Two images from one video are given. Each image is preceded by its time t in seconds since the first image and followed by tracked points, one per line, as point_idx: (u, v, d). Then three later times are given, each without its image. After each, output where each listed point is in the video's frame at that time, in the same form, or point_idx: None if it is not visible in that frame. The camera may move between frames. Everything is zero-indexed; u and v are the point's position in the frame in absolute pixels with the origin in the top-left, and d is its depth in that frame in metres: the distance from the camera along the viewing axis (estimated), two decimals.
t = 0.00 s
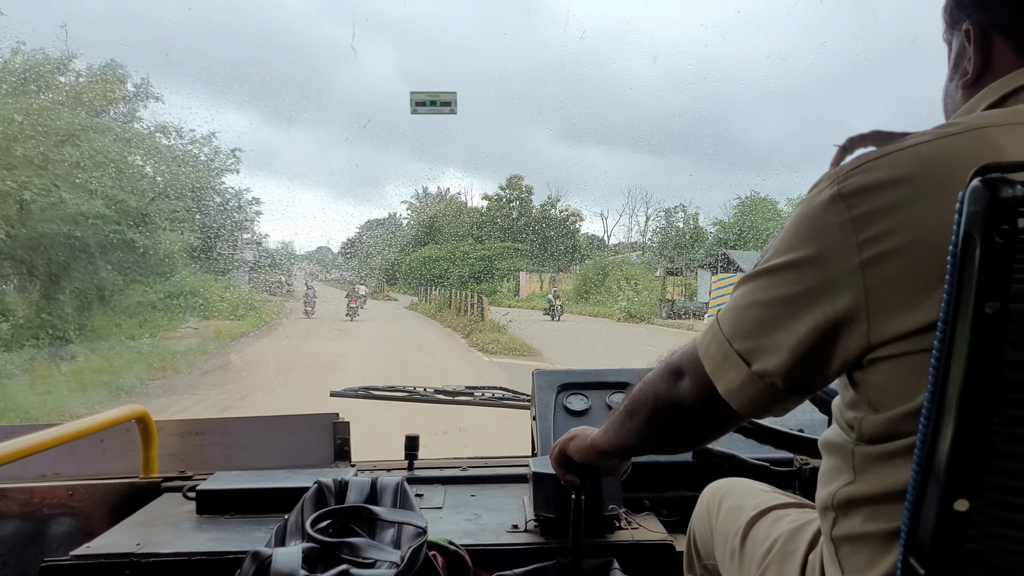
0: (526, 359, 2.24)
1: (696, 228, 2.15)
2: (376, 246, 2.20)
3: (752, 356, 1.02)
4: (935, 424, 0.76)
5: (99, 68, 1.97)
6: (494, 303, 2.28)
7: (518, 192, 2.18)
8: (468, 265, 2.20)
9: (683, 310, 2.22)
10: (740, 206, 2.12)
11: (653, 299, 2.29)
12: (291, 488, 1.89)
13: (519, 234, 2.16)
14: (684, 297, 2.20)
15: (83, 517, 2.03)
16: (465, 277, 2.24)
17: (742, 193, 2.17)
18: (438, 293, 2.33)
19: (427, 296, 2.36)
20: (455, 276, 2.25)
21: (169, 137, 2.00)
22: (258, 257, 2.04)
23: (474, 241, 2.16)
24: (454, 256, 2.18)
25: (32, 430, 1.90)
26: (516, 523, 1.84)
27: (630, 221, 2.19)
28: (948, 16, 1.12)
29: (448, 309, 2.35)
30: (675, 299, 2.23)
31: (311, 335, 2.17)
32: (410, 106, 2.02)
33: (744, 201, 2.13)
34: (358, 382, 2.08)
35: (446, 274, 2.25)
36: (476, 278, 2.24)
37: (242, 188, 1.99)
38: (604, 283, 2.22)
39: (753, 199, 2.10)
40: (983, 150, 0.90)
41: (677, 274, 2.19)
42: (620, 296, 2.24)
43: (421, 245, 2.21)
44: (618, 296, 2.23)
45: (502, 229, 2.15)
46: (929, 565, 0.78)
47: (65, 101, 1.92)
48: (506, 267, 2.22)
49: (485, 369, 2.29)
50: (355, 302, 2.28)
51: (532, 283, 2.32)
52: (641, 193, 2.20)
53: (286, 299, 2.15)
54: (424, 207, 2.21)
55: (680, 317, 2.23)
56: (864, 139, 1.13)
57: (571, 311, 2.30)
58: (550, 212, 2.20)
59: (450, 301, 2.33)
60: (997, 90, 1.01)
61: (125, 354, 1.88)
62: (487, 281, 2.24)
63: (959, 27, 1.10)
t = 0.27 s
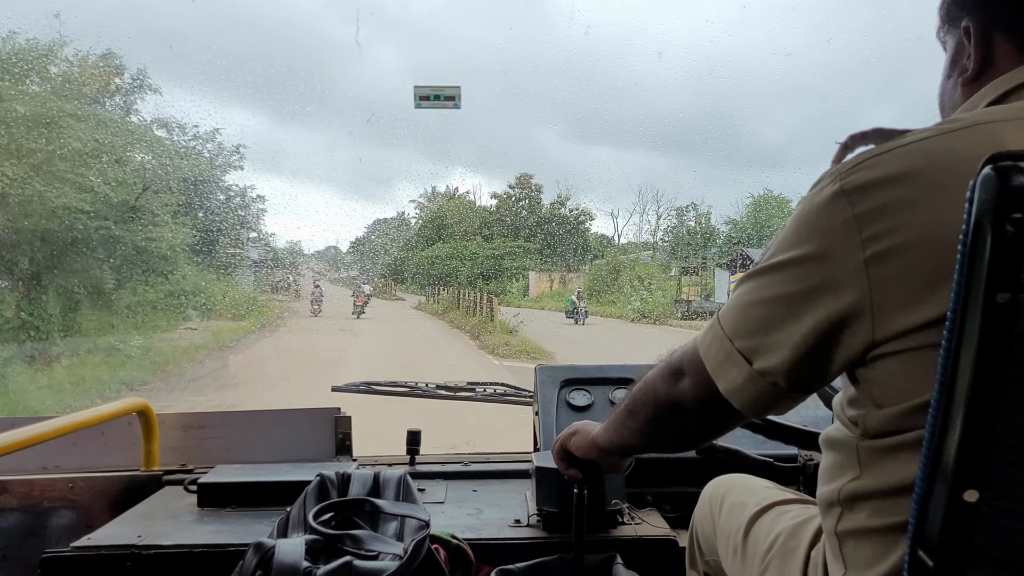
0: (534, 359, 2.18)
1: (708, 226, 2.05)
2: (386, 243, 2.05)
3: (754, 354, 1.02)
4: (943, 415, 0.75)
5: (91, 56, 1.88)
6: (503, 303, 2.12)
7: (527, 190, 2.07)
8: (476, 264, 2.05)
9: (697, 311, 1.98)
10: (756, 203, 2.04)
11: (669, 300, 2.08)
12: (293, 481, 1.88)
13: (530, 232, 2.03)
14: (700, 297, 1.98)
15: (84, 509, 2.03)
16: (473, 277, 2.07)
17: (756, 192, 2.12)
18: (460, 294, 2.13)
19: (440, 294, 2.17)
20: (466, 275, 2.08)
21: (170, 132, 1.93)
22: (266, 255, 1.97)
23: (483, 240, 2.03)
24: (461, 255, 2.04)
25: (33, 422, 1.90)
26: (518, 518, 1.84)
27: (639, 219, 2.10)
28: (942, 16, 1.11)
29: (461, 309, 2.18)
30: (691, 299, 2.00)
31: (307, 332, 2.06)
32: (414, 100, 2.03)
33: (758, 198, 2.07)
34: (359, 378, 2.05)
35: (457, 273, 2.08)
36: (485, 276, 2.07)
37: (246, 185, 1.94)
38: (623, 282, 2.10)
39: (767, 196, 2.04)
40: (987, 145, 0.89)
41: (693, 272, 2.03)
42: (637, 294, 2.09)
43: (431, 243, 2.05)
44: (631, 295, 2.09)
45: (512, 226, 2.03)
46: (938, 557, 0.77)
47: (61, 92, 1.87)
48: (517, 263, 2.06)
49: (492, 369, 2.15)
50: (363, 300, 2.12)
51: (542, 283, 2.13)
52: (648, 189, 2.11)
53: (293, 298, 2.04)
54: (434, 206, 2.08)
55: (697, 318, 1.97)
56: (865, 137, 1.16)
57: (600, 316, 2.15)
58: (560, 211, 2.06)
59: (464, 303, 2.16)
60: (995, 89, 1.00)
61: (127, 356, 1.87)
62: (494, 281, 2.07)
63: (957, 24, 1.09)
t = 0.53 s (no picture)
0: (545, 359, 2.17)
1: (723, 227, 2.00)
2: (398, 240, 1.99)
3: (760, 358, 1.01)
4: (949, 419, 0.76)
5: (87, 48, 1.87)
6: (516, 305, 2.03)
7: (539, 190, 2.04)
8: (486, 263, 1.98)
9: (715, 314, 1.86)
10: (769, 205, 2.02)
11: (687, 303, 1.97)
12: (300, 478, 1.90)
13: (542, 233, 2.00)
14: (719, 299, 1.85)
15: (92, 504, 2.05)
16: (484, 279, 2.00)
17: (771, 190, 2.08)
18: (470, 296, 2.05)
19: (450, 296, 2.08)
20: (476, 277, 2.01)
21: (175, 130, 1.91)
22: (275, 255, 1.96)
23: (494, 239, 1.98)
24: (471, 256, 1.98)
25: (42, 418, 1.92)
26: (523, 516, 1.85)
27: (651, 219, 2.07)
28: (936, 27, 1.13)
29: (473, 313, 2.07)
30: (709, 302, 1.87)
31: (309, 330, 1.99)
32: (420, 99, 2.03)
33: (773, 199, 2.04)
34: (365, 375, 2.07)
35: (466, 274, 2.02)
36: (496, 277, 2.00)
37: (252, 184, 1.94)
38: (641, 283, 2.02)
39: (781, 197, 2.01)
40: (994, 151, 0.89)
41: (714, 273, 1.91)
42: (656, 295, 2.00)
43: (439, 244, 2.00)
44: (648, 295, 2.00)
45: (519, 227, 1.99)
46: (942, 559, 0.78)
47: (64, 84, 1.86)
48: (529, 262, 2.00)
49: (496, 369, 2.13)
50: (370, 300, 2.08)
51: (553, 284, 2.06)
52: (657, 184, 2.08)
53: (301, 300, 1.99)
54: (443, 206, 2.02)
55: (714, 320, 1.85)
56: (871, 141, 1.15)
57: (623, 319, 2.06)
58: (571, 211, 2.04)
59: (476, 304, 2.05)
60: (997, 95, 1.01)
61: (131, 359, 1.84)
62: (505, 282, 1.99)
63: (953, 32, 1.09)
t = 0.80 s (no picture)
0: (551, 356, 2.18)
1: (735, 227, 2.01)
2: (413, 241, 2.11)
3: (758, 354, 1.01)
4: (945, 417, 0.76)
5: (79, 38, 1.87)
6: (525, 306, 2.13)
7: (548, 187, 2.06)
8: (500, 263, 2.08)
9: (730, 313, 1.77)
10: (782, 203, 1.95)
11: (702, 302, 1.93)
12: (298, 477, 1.90)
13: (554, 231, 2.00)
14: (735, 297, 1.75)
15: (89, 502, 2.05)
16: (489, 279, 2.12)
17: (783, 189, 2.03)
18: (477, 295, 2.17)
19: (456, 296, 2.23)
20: (482, 277, 2.15)
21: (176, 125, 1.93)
22: (277, 254, 2.00)
23: (506, 239, 2.05)
24: (481, 258, 2.12)
25: (40, 416, 1.92)
26: (522, 515, 1.84)
27: (664, 215, 2.08)
28: (942, 24, 1.12)
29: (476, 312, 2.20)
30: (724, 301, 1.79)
31: (323, 330, 2.11)
32: (420, 98, 2.03)
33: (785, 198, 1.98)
34: (364, 373, 2.04)
35: (472, 274, 2.16)
36: (504, 277, 2.10)
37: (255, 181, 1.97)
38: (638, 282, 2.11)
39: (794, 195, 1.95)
40: (994, 147, 0.89)
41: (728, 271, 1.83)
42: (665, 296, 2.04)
43: (449, 245, 2.16)
44: (662, 296, 2.04)
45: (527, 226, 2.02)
46: (939, 559, 0.77)
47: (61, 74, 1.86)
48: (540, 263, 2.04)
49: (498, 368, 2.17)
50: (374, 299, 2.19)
51: (563, 283, 2.11)
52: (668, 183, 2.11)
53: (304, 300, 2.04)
54: (450, 206, 2.15)
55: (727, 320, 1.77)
56: (870, 138, 1.14)
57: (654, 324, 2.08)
58: (582, 209, 2.08)
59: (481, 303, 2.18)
60: (999, 92, 1.00)
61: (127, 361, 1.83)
62: (507, 283, 2.11)
63: (957, 30, 1.09)
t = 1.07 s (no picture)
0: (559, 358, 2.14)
1: (747, 225, 1.93)
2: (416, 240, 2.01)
3: (758, 355, 1.02)
4: (941, 419, 0.76)
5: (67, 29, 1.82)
6: (535, 307, 2.05)
7: (557, 187, 2.00)
8: (507, 265, 1.99)
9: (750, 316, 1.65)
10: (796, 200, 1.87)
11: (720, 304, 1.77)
12: (299, 479, 1.90)
13: (561, 232, 1.98)
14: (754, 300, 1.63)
15: (92, 504, 2.06)
16: (496, 282, 2.00)
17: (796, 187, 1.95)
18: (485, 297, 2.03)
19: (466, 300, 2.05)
20: (492, 278, 2.01)
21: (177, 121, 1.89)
22: (281, 256, 1.95)
23: (512, 239, 1.98)
24: (488, 259, 1.99)
25: (42, 418, 1.93)
26: (522, 516, 1.85)
27: (675, 216, 2.03)
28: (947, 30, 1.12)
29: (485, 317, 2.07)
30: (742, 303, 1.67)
31: (326, 332, 2.03)
32: (420, 100, 2.03)
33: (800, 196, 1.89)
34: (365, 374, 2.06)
35: (482, 275, 2.01)
36: (514, 279, 2.00)
37: (257, 181, 1.93)
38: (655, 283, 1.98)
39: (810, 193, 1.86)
40: (994, 150, 0.89)
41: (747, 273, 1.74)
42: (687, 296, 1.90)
43: (456, 245, 2.00)
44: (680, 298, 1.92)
45: (533, 227, 1.98)
46: (935, 560, 0.78)
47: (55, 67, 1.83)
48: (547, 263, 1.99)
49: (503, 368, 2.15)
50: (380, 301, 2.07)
51: (573, 285, 2.04)
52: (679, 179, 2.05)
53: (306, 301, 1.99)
54: (457, 205, 2.02)
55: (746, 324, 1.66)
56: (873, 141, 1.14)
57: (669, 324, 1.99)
58: (591, 209, 2.00)
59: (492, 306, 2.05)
60: (997, 98, 1.01)
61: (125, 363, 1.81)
62: (516, 285, 2.00)
63: (962, 36, 1.09)
